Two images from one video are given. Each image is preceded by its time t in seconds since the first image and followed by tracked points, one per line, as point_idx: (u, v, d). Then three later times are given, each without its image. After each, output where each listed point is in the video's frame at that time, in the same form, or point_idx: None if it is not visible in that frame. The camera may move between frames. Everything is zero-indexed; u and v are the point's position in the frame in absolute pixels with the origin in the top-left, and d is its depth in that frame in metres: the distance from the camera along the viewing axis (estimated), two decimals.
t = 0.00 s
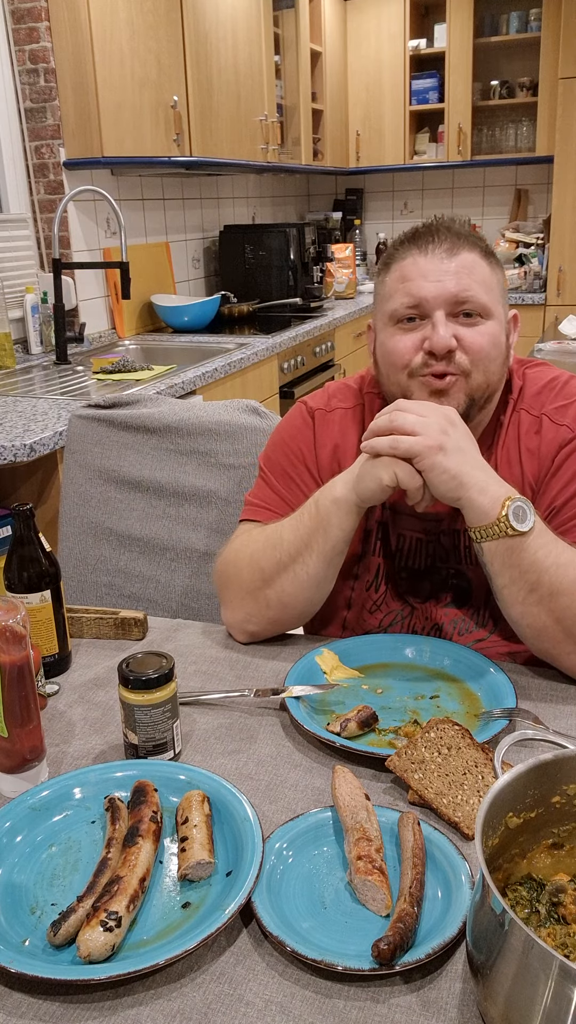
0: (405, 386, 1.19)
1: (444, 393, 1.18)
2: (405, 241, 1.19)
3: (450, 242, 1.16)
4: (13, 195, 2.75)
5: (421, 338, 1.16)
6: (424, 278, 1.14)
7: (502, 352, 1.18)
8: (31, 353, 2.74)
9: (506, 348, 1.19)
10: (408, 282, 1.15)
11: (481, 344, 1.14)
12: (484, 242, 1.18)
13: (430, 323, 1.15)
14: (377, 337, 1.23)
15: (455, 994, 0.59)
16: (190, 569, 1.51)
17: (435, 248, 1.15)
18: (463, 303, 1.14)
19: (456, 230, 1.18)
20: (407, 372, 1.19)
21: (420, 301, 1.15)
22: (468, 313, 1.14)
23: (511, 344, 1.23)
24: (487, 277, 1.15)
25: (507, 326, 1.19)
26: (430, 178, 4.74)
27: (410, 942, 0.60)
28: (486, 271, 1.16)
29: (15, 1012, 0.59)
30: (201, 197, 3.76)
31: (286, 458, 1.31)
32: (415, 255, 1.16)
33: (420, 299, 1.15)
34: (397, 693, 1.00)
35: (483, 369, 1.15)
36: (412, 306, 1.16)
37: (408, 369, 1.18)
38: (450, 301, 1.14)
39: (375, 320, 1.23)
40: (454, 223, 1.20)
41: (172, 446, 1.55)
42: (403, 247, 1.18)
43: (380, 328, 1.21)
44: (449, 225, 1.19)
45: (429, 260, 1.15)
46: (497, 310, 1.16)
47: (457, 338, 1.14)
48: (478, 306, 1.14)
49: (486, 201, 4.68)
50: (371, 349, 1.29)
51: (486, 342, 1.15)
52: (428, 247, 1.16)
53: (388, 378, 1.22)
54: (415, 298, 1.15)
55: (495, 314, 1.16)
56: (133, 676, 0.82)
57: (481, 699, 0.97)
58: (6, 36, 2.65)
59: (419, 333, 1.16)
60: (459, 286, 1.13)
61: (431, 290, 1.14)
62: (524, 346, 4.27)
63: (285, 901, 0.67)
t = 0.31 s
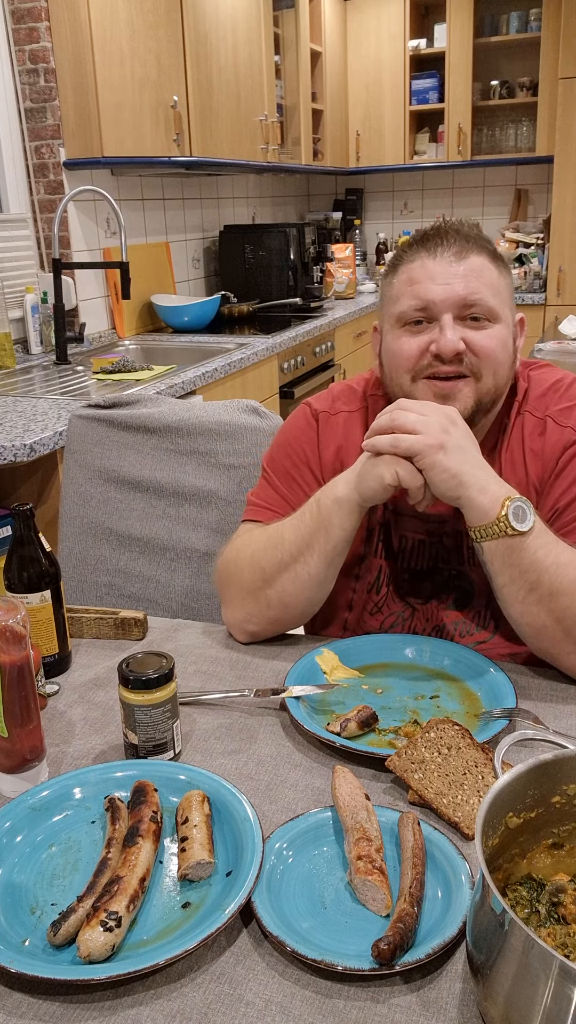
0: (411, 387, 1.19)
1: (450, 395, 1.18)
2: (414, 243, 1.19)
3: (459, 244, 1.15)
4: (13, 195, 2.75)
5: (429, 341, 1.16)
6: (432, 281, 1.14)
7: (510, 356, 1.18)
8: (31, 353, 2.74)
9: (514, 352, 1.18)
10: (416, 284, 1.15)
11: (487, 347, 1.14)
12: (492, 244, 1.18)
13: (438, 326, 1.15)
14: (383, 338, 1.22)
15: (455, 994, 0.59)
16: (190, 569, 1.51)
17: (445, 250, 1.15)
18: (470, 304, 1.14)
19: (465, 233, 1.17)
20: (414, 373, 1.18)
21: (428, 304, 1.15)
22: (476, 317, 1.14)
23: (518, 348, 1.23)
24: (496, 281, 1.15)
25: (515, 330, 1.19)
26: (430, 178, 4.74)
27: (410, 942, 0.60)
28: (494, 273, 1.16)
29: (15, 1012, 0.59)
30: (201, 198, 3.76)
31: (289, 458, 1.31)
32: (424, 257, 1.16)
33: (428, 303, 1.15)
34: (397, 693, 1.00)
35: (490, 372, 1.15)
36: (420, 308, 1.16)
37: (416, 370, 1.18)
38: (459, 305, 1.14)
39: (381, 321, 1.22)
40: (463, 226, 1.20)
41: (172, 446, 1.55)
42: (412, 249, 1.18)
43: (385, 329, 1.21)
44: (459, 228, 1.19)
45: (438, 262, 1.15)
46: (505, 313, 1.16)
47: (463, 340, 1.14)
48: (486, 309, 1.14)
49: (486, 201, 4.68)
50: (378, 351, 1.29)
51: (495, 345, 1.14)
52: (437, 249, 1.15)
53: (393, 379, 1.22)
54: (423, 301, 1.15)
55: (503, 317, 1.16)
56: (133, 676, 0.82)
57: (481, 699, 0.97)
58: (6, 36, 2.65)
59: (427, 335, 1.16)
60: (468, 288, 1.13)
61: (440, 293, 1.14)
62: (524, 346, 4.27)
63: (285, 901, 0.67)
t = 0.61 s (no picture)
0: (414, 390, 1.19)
1: (452, 397, 1.18)
2: (418, 246, 1.18)
3: (463, 247, 1.15)
4: (13, 195, 2.75)
5: (432, 344, 1.16)
6: (437, 284, 1.14)
7: (514, 359, 1.17)
8: (31, 353, 2.74)
9: (518, 356, 1.18)
10: (420, 286, 1.15)
11: (488, 350, 1.14)
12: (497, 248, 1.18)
13: (442, 330, 1.15)
14: (385, 340, 1.22)
15: (455, 994, 0.59)
16: (191, 569, 1.51)
17: (450, 253, 1.15)
18: (473, 308, 1.14)
19: (471, 236, 1.17)
20: (418, 377, 1.18)
21: (432, 308, 1.14)
22: (480, 320, 1.14)
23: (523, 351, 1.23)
24: (501, 284, 1.15)
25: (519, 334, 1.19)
26: (430, 178, 4.74)
27: (410, 942, 0.60)
28: (499, 277, 1.15)
29: (15, 1012, 0.59)
30: (202, 198, 3.76)
31: (289, 458, 1.31)
32: (429, 260, 1.16)
33: (432, 306, 1.14)
34: (397, 693, 1.00)
35: (494, 376, 1.15)
36: (424, 310, 1.15)
37: (419, 373, 1.18)
38: (462, 309, 1.14)
39: (385, 322, 1.22)
40: (468, 229, 1.20)
41: (171, 446, 1.55)
42: (417, 251, 1.18)
43: (388, 330, 1.21)
44: (464, 231, 1.19)
45: (443, 265, 1.14)
46: (509, 317, 1.16)
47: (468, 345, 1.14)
48: (489, 313, 1.14)
49: (486, 200, 4.68)
50: (381, 352, 1.29)
51: (499, 349, 1.14)
52: (441, 252, 1.15)
53: (396, 381, 1.22)
54: (426, 304, 1.15)
55: (507, 321, 1.16)
56: (133, 676, 0.82)
57: (481, 699, 0.97)
58: (6, 36, 2.65)
59: (430, 339, 1.16)
60: (471, 291, 1.13)
61: (444, 295, 1.13)
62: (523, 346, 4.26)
63: (285, 901, 0.67)
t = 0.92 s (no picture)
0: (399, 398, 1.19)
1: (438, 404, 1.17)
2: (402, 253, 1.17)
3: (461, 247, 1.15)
4: (13, 195, 2.75)
5: (413, 352, 1.15)
6: (418, 294, 1.12)
7: (500, 364, 1.16)
8: (31, 353, 2.74)
9: (504, 362, 1.17)
10: (402, 294, 1.14)
11: (487, 351, 1.14)
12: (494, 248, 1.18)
13: (422, 340, 1.14)
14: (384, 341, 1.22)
15: (455, 994, 0.59)
16: (191, 569, 1.51)
17: (431, 261, 1.14)
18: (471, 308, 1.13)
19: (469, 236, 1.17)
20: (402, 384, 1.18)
21: (414, 317, 1.13)
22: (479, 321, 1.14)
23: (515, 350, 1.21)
24: (484, 291, 1.13)
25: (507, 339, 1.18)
26: (430, 178, 4.74)
27: (410, 942, 0.60)
28: (497, 277, 1.15)
29: (15, 1012, 0.59)
30: (202, 198, 3.76)
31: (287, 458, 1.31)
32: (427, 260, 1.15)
33: (414, 316, 1.13)
34: (397, 693, 1.00)
35: (477, 383, 1.15)
36: (405, 320, 1.15)
37: (403, 380, 1.18)
38: (442, 318, 1.12)
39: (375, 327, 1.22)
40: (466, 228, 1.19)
41: (172, 446, 1.55)
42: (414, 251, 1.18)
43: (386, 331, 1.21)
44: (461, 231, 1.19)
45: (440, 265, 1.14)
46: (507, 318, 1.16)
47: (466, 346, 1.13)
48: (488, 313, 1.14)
49: (486, 200, 4.68)
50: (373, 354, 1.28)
51: (481, 358, 1.14)
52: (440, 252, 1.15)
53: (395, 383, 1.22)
54: (408, 313, 1.13)
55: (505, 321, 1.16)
56: (133, 676, 0.82)
57: (481, 699, 0.97)
58: (6, 36, 2.65)
59: (411, 348, 1.15)
60: (451, 302, 1.12)
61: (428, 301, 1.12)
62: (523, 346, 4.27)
63: (285, 901, 0.67)
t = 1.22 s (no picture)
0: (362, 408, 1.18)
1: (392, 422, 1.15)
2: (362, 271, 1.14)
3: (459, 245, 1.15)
4: (13, 195, 2.75)
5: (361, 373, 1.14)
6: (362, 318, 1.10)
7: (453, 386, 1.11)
8: (31, 353, 2.74)
9: (455, 385, 1.11)
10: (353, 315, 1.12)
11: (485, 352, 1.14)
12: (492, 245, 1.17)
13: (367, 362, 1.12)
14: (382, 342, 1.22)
15: (456, 994, 0.59)
16: (191, 569, 1.51)
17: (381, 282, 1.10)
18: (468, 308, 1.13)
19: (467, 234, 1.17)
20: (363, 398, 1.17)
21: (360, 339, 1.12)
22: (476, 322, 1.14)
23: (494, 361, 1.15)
24: (427, 315, 1.08)
25: (464, 361, 1.11)
26: (430, 178, 4.74)
27: (410, 942, 0.60)
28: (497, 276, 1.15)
29: (15, 1012, 0.59)
30: (201, 197, 3.76)
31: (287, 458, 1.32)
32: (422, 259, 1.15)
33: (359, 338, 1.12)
34: (396, 693, 1.00)
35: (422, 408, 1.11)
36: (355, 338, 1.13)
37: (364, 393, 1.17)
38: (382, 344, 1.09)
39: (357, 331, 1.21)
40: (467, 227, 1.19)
41: (171, 446, 1.55)
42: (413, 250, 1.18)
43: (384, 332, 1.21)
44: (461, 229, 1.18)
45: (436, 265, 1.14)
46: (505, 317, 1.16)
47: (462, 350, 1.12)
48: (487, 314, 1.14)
49: (486, 201, 4.68)
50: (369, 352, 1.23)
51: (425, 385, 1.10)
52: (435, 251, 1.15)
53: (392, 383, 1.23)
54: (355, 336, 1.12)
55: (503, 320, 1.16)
56: (133, 676, 0.82)
57: (481, 699, 0.97)
58: (6, 36, 2.65)
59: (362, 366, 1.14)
60: (389, 327, 1.08)
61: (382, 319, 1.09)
62: (523, 346, 4.27)
63: (285, 901, 0.67)
